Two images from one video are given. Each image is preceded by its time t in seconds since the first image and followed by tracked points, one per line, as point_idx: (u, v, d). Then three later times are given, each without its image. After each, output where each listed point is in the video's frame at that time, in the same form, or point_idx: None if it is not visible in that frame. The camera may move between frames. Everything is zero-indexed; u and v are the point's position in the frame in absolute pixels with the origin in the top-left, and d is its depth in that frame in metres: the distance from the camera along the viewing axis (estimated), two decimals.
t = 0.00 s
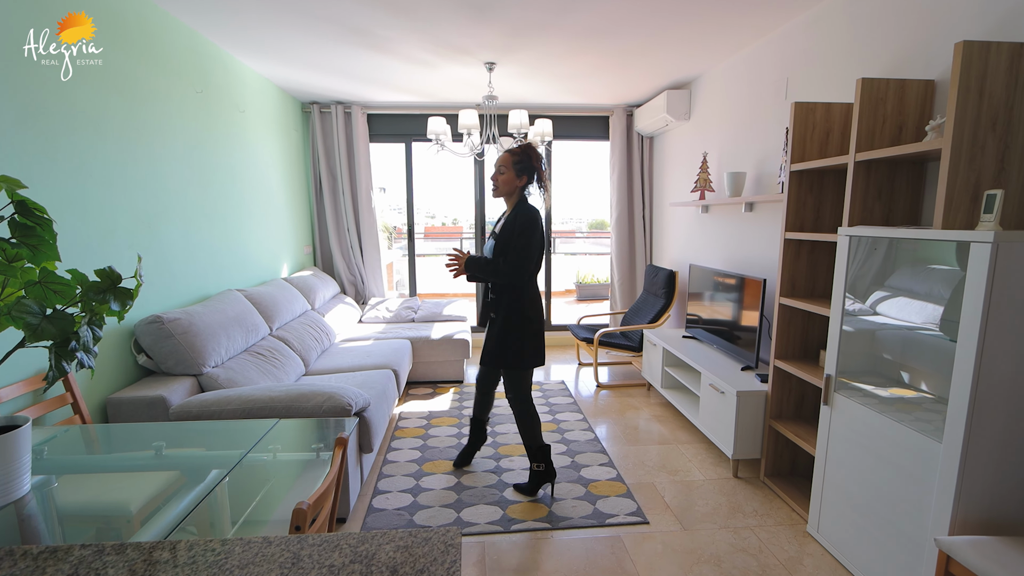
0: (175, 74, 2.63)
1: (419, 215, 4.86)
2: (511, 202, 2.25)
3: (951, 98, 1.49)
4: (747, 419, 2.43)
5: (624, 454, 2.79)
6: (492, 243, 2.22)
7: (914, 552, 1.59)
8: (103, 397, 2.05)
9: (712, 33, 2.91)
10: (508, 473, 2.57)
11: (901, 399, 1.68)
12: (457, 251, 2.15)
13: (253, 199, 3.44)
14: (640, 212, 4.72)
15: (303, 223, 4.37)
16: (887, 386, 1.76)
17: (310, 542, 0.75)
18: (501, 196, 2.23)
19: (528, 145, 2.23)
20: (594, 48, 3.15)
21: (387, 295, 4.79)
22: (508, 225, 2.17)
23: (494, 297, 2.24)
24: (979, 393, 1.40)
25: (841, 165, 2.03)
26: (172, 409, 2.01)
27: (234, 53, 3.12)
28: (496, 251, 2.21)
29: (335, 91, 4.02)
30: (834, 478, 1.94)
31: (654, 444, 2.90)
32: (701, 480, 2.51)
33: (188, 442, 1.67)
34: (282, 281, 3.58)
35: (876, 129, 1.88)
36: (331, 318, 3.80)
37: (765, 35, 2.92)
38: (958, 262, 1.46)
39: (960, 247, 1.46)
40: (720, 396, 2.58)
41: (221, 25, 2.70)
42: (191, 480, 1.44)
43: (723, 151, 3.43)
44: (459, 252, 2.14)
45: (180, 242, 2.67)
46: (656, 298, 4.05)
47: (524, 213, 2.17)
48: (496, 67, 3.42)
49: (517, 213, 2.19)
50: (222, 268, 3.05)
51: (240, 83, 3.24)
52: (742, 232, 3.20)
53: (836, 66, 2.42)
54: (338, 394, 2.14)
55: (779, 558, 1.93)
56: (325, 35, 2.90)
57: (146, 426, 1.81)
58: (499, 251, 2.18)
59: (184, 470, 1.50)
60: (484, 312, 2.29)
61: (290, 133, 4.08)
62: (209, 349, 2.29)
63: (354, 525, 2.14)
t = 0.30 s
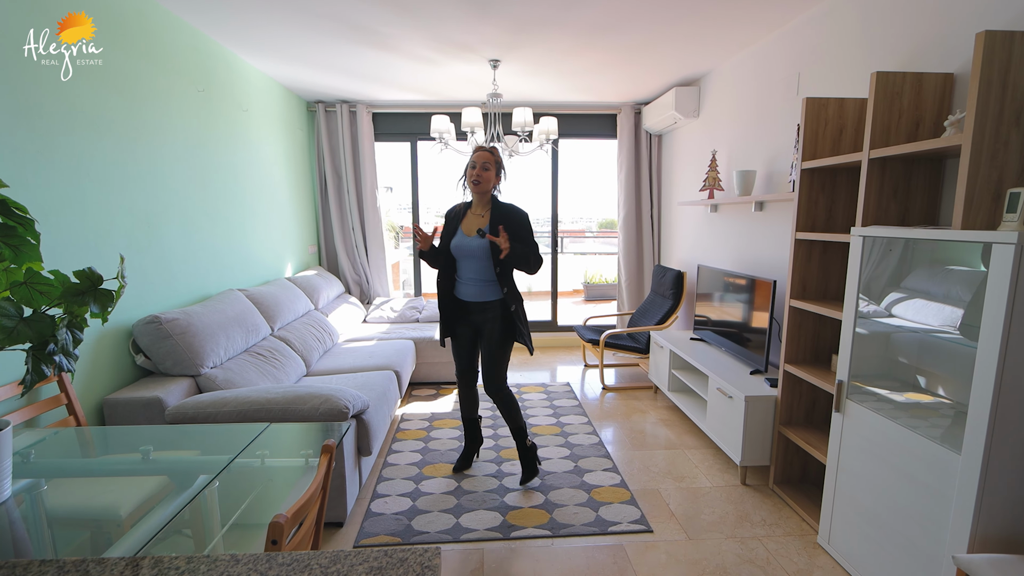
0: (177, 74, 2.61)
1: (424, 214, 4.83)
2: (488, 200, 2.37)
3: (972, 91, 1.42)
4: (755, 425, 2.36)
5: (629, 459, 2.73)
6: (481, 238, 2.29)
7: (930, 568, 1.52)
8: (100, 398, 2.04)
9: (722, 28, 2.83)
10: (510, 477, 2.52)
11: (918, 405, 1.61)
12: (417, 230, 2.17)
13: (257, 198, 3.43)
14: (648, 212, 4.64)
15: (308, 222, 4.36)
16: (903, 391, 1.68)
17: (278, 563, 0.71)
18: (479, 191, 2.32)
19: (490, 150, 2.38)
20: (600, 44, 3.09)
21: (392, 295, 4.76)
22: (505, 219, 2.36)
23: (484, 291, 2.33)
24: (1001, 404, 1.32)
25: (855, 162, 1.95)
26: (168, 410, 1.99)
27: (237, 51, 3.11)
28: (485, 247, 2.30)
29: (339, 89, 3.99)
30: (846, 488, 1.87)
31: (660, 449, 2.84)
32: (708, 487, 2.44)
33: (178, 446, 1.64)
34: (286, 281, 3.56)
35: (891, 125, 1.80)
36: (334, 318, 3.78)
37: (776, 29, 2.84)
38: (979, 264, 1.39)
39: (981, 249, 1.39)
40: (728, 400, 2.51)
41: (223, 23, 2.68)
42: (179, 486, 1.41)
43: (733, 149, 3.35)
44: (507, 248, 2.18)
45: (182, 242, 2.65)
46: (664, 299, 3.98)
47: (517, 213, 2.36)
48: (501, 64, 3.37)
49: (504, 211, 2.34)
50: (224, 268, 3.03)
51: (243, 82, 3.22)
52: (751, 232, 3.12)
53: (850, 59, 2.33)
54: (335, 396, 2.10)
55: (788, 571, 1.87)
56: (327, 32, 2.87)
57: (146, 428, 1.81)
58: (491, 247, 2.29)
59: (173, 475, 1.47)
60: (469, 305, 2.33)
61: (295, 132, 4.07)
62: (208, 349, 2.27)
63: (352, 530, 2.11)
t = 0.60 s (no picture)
0: (179, 74, 2.59)
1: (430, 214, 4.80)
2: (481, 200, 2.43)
3: (994, 85, 1.34)
4: (764, 431, 2.29)
5: (633, 464, 2.67)
6: (483, 237, 2.38)
7: None
8: (98, 398, 2.02)
9: (732, 22, 2.75)
10: (511, 481, 2.47)
11: (934, 411, 1.54)
12: (370, 222, 2.28)
13: (260, 198, 3.42)
14: (656, 211, 4.57)
15: (313, 222, 4.36)
16: (919, 396, 1.61)
17: None
18: (476, 191, 2.38)
19: (474, 151, 2.42)
20: (606, 40, 3.03)
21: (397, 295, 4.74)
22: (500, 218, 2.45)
23: (481, 287, 2.41)
24: None
25: (868, 159, 1.88)
26: (164, 411, 1.97)
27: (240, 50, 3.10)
28: (486, 246, 2.39)
29: (345, 88, 3.98)
30: (858, 497, 1.80)
31: (667, 454, 2.78)
32: (715, 495, 2.37)
33: (168, 450, 1.60)
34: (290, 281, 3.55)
35: (907, 121, 1.72)
36: (338, 318, 3.76)
37: (788, 23, 2.76)
38: (1001, 266, 1.31)
39: (1002, 251, 1.31)
40: (736, 405, 2.44)
41: (226, 22, 2.67)
42: (167, 490, 1.38)
43: (743, 147, 3.27)
44: (557, 251, 2.45)
45: (185, 242, 2.64)
46: (672, 300, 3.91)
47: (508, 213, 2.45)
48: (506, 62, 3.33)
49: (501, 211, 2.44)
50: (227, 268, 3.02)
51: (246, 81, 3.21)
52: (761, 232, 3.04)
53: (864, 54, 2.25)
54: (333, 398, 2.07)
55: None
56: (331, 30, 2.84)
57: (145, 429, 1.80)
58: (493, 246, 2.39)
59: (162, 478, 1.44)
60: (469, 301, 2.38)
61: (300, 132, 4.06)
62: (208, 350, 2.26)
63: (349, 534, 2.08)
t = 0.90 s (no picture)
0: (180, 74, 2.58)
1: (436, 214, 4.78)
2: (478, 202, 2.49)
3: (1014, 78, 1.27)
4: (771, 437, 2.23)
5: (637, 469, 2.62)
6: (484, 237, 2.43)
7: None
8: (96, 398, 2.02)
9: (742, 17, 2.68)
10: (512, 485, 2.43)
11: (952, 416, 1.48)
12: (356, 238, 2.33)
13: (265, 197, 3.42)
14: (665, 211, 4.50)
15: (319, 222, 4.36)
16: (935, 401, 1.55)
17: None
18: (475, 195, 2.43)
19: (470, 154, 2.42)
20: (612, 37, 2.98)
21: (402, 295, 4.73)
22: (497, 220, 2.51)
23: (481, 287, 2.46)
24: None
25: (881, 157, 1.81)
26: (161, 411, 1.97)
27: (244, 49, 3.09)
28: (486, 246, 2.44)
29: (350, 88, 3.97)
30: (870, 508, 1.73)
31: (672, 459, 2.72)
32: (720, 502, 2.31)
33: (159, 452, 1.58)
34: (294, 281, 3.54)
35: (922, 117, 1.65)
36: (342, 318, 3.75)
37: (799, 17, 2.68)
38: None
39: None
40: (743, 410, 2.37)
41: (229, 21, 2.66)
42: (155, 495, 1.35)
43: (753, 145, 3.20)
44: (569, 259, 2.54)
45: (188, 242, 2.64)
46: (680, 301, 3.84)
47: (504, 215, 2.51)
48: (511, 59, 3.29)
49: (498, 212, 2.51)
50: (230, 267, 3.02)
51: (250, 80, 3.21)
52: (771, 232, 2.97)
53: (878, 48, 2.17)
54: (331, 399, 2.04)
55: None
56: (333, 28, 2.82)
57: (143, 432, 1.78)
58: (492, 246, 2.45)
59: (152, 482, 1.41)
60: (471, 300, 2.41)
61: (305, 131, 4.06)
62: (207, 350, 2.25)
63: (346, 537, 2.05)
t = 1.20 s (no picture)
0: (184, 74, 2.58)
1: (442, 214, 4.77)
2: (477, 205, 2.56)
3: None
4: (778, 444, 2.16)
5: (641, 474, 2.56)
6: (483, 239, 2.52)
7: None
8: (95, 398, 2.02)
9: (750, 12, 2.62)
10: (512, 490, 2.39)
11: (971, 424, 1.42)
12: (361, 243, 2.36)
13: (270, 197, 3.43)
14: (674, 211, 4.43)
15: (325, 222, 4.37)
16: (953, 408, 1.49)
17: None
18: (474, 198, 2.51)
19: (469, 160, 2.50)
20: (617, 34, 2.94)
21: (409, 295, 4.72)
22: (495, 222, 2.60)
23: (479, 285, 2.54)
24: None
25: (893, 155, 1.74)
26: (160, 412, 1.97)
27: (249, 50, 3.10)
28: (485, 247, 2.52)
29: (355, 88, 3.97)
30: (881, 520, 1.66)
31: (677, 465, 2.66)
32: (726, 510, 2.25)
33: (150, 455, 1.56)
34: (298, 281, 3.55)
35: (936, 113, 1.58)
36: (347, 319, 3.75)
37: (810, 12, 2.61)
38: None
39: None
40: (750, 415, 2.31)
41: (232, 21, 2.67)
42: (141, 499, 1.33)
43: (762, 143, 3.12)
44: (563, 262, 2.65)
45: (191, 242, 2.65)
46: (688, 303, 3.77)
47: (500, 217, 2.60)
48: (515, 58, 3.26)
49: (496, 215, 2.59)
50: (233, 267, 3.02)
51: (255, 81, 3.22)
52: (781, 233, 2.89)
53: (891, 43, 2.10)
54: (329, 400, 2.03)
55: None
56: (336, 28, 2.81)
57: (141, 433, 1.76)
58: (491, 247, 2.53)
59: (142, 484, 1.40)
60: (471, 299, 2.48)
61: (312, 132, 4.07)
62: (207, 351, 2.25)
63: (343, 540, 2.03)
